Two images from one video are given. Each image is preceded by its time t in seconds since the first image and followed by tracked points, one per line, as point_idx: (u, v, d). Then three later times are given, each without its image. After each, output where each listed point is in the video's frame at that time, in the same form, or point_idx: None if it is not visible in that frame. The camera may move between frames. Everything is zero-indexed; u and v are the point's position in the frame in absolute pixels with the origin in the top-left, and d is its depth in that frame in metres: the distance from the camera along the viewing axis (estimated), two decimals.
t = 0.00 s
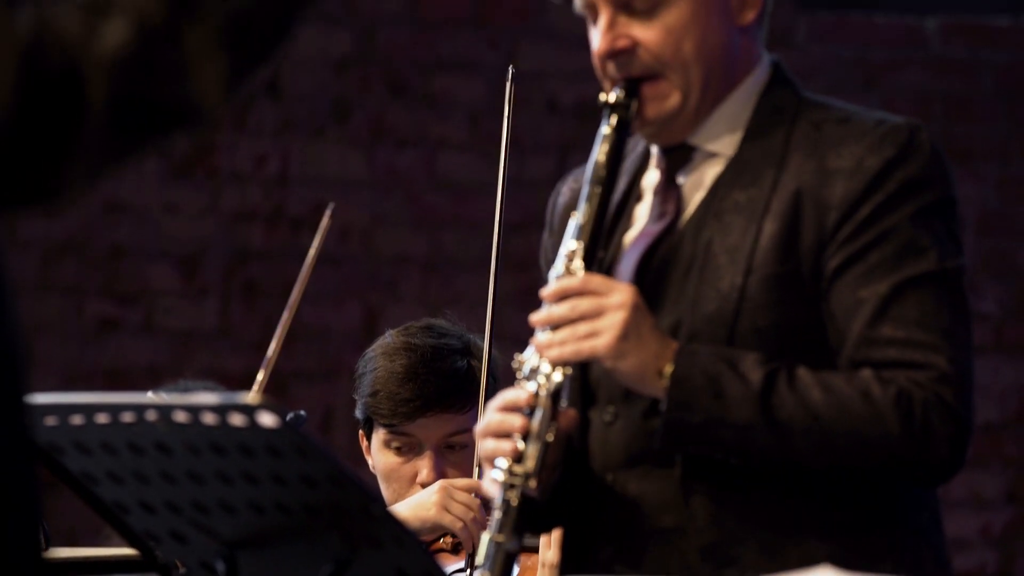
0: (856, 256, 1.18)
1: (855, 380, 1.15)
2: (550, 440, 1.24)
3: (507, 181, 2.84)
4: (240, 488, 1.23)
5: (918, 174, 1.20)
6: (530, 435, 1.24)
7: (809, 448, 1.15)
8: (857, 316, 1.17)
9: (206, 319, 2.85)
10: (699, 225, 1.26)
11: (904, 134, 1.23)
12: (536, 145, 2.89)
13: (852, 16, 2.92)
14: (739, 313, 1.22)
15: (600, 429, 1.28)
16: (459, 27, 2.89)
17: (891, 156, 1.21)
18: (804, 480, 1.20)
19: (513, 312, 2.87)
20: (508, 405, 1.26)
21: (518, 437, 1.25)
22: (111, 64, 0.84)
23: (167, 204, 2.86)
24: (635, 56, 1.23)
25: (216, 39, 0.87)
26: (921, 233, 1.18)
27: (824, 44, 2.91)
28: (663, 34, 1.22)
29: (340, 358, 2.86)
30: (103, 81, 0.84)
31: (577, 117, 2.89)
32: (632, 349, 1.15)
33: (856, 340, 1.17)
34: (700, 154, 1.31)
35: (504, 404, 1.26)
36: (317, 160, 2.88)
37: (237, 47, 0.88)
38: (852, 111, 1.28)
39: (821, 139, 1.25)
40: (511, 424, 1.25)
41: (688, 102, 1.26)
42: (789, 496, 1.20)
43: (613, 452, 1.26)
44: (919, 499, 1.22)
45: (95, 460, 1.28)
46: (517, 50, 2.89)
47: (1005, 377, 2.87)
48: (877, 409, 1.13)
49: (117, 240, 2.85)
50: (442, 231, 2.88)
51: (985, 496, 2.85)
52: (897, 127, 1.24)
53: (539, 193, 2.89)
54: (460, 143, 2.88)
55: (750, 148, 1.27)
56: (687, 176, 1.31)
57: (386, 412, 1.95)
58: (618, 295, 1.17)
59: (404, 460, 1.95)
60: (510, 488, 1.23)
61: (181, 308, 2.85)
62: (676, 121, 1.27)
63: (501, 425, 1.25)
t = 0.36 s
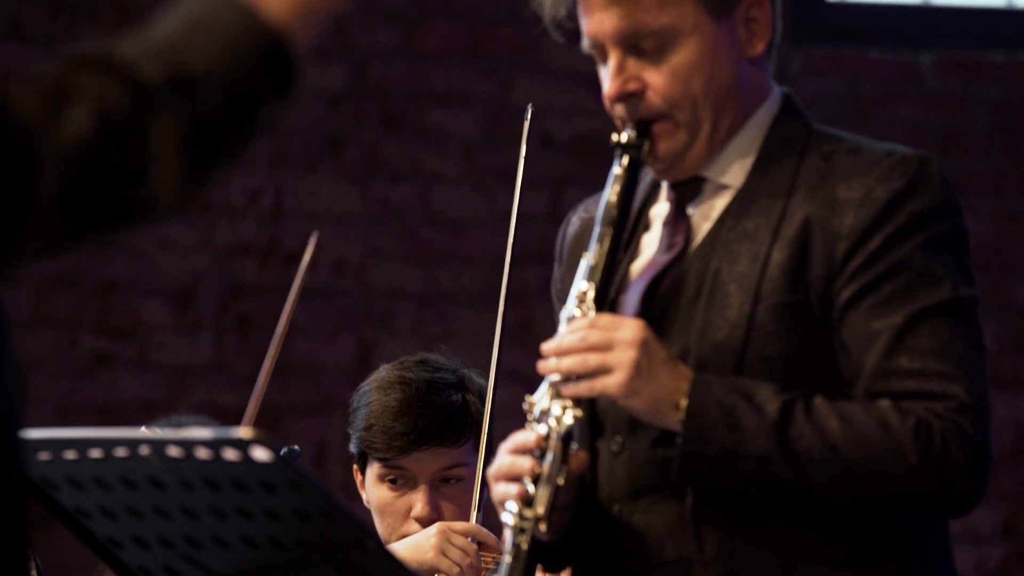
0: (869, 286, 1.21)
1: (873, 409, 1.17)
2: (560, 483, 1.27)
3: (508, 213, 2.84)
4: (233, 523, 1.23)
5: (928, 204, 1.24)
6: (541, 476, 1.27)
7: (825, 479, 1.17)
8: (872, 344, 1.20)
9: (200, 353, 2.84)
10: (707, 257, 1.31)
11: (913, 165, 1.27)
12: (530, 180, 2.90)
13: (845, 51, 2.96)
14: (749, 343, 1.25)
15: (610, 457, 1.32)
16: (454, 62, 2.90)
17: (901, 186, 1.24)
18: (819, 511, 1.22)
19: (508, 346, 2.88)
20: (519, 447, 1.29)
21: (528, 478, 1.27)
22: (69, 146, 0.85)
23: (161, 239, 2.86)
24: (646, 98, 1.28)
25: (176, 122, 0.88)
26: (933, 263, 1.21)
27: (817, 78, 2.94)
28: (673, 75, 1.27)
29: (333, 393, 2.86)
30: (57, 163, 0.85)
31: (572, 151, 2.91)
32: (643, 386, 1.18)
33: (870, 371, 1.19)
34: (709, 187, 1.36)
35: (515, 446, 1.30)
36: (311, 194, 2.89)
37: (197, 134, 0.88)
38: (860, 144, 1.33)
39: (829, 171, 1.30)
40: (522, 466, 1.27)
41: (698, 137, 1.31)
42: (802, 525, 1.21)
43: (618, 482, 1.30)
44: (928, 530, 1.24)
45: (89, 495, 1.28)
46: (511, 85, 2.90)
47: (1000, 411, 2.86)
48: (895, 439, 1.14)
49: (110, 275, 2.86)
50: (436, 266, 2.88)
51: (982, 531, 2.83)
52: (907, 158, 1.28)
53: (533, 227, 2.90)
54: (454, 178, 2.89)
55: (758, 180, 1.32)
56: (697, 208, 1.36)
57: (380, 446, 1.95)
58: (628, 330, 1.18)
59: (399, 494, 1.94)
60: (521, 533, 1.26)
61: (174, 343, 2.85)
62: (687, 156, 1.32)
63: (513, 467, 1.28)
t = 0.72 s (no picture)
0: (886, 330, 1.29)
1: (890, 452, 1.26)
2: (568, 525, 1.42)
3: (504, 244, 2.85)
4: (230, 551, 1.22)
5: (948, 239, 1.31)
6: (549, 518, 1.41)
7: (838, 519, 1.26)
8: (891, 384, 1.28)
9: (197, 383, 2.84)
10: (723, 294, 1.40)
11: (934, 201, 1.34)
12: (528, 210, 2.92)
13: (841, 79, 2.97)
14: (766, 377, 1.33)
15: (629, 487, 1.42)
16: (451, 90, 2.91)
17: (922, 225, 1.32)
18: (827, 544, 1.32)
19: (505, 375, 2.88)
20: (531, 489, 1.44)
21: (538, 519, 1.42)
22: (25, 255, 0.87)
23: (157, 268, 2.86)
24: (664, 135, 1.37)
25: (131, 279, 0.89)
26: (953, 302, 1.29)
27: (813, 106, 2.96)
28: (688, 111, 1.36)
29: (331, 422, 2.85)
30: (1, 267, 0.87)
31: (569, 181, 2.91)
32: (654, 429, 1.29)
33: (889, 411, 1.28)
34: (731, 219, 1.45)
35: (529, 487, 1.45)
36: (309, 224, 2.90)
37: (144, 292, 0.89)
38: (883, 174, 1.39)
39: (850, 206, 1.36)
40: (532, 509, 1.43)
41: (716, 168, 1.40)
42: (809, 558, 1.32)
43: (634, 510, 1.41)
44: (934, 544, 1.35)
45: (83, 525, 1.27)
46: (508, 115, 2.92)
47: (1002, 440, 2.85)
48: (910, 484, 1.24)
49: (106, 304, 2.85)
50: (434, 295, 2.88)
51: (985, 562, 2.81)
52: (928, 192, 1.35)
53: (531, 257, 2.91)
54: (451, 207, 2.90)
55: (780, 213, 1.40)
56: (719, 238, 1.45)
57: (376, 476, 1.94)
58: (640, 372, 1.30)
59: (396, 524, 1.93)
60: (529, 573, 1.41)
61: (170, 373, 2.84)
62: (707, 186, 1.41)
63: (524, 509, 1.44)
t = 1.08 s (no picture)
0: (881, 358, 1.29)
1: (884, 483, 1.26)
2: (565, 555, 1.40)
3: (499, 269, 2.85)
4: None
5: (947, 267, 1.31)
6: (545, 545, 1.41)
7: (830, 552, 1.26)
8: (887, 414, 1.28)
9: (194, 409, 2.83)
10: (719, 322, 1.40)
11: (934, 228, 1.33)
12: (526, 235, 2.92)
13: (839, 104, 2.98)
14: (761, 407, 1.34)
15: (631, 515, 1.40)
16: (449, 116, 2.92)
17: (919, 252, 1.31)
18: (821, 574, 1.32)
19: (502, 401, 2.88)
20: (529, 516, 1.44)
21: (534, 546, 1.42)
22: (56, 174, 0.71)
23: (154, 293, 2.86)
24: (663, 158, 1.38)
25: (172, 167, 0.73)
26: (951, 329, 1.29)
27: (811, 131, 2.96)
28: (687, 136, 1.36)
29: (329, 448, 2.84)
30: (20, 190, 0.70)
31: (568, 206, 2.92)
32: (647, 458, 1.29)
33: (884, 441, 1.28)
34: (734, 243, 1.45)
35: (527, 515, 1.45)
36: (306, 249, 2.89)
37: (200, 170, 0.74)
38: (885, 200, 1.39)
39: (849, 233, 1.36)
40: (528, 537, 1.43)
41: (717, 195, 1.40)
42: None
43: (635, 540, 1.39)
44: None
45: (81, 549, 1.27)
46: (505, 140, 2.93)
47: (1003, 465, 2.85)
48: (903, 516, 1.24)
49: (103, 330, 2.84)
50: (431, 321, 2.88)
51: None
52: (928, 219, 1.34)
53: (528, 282, 2.91)
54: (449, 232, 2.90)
55: (778, 239, 1.40)
56: (722, 262, 1.46)
57: (371, 501, 1.94)
58: (637, 400, 1.30)
59: (391, 550, 1.92)
60: None
61: (167, 399, 2.84)
62: (708, 212, 1.42)
63: (521, 536, 1.44)
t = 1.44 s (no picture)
0: (876, 382, 1.28)
1: (879, 508, 1.25)
2: None
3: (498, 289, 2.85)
4: None
5: (943, 290, 1.31)
6: (538, 569, 1.41)
7: None
8: (882, 439, 1.27)
9: (193, 430, 2.83)
10: (711, 343, 1.40)
11: (928, 250, 1.33)
12: (525, 255, 2.92)
13: (838, 126, 2.98)
14: (754, 429, 1.33)
15: (621, 535, 1.40)
16: (448, 137, 2.93)
17: (914, 275, 1.31)
18: None
19: (500, 421, 2.87)
20: (521, 539, 1.43)
21: (527, 571, 1.42)
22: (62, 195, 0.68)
23: (153, 313, 2.86)
24: (655, 177, 1.38)
25: (175, 192, 0.70)
26: (947, 353, 1.28)
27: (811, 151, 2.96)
28: (679, 156, 1.37)
29: (327, 469, 2.84)
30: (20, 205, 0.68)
31: (567, 227, 2.92)
32: (640, 480, 1.28)
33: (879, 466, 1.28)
34: (726, 263, 1.45)
35: (518, 537, 1.43)
36: (305, 269, 2.89)
37: (208, 197, 0.70)
38: (879, 222, 1.39)
39: (843, 255, 1.36)
40: (521, 560, 1.42)
41: (709, 216, 1.40)
42: None
43: (627, 561, 1.38)
44: None
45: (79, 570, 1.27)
46: (505, 160, 2.93)
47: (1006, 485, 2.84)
48: (899, 542, 1.23)
49: (102, 350, 2.84)
50: (430, 341, 2.88)
51: None
52: (923, 241, 1.34)
53: (527, 302, 2.91)
54: (448, 253, 2.90)
55: (771, 260, 1.40)
56: (713, 282, 1.45)
57: (371, 521, 1.93)
58: (630, 423, 1.30)
59: (391, 570, 1.92)
60: None
61: (166, 419, 2.83)
62: (699, 233, 1.42)
63: (513, 560, 1.43)
